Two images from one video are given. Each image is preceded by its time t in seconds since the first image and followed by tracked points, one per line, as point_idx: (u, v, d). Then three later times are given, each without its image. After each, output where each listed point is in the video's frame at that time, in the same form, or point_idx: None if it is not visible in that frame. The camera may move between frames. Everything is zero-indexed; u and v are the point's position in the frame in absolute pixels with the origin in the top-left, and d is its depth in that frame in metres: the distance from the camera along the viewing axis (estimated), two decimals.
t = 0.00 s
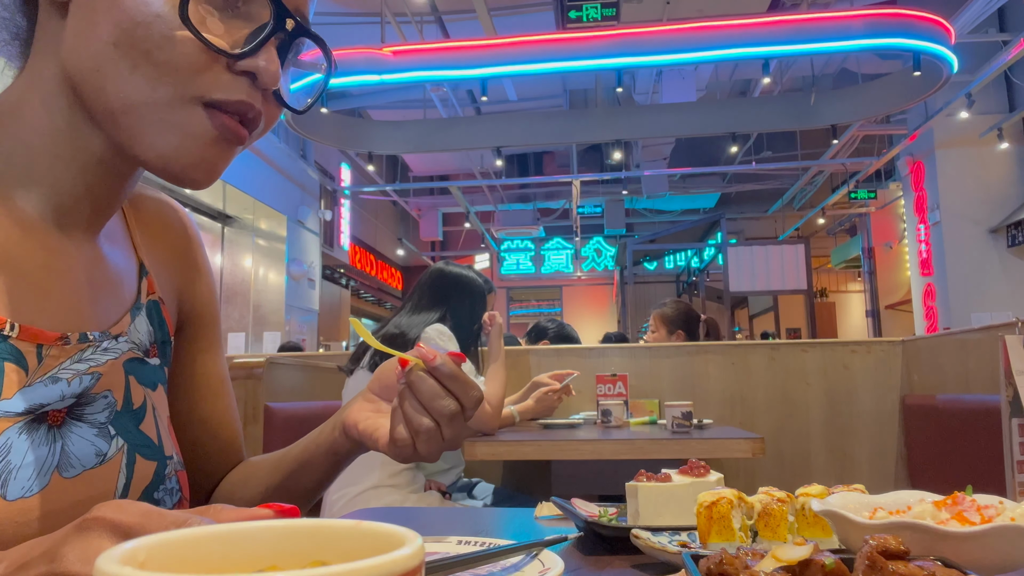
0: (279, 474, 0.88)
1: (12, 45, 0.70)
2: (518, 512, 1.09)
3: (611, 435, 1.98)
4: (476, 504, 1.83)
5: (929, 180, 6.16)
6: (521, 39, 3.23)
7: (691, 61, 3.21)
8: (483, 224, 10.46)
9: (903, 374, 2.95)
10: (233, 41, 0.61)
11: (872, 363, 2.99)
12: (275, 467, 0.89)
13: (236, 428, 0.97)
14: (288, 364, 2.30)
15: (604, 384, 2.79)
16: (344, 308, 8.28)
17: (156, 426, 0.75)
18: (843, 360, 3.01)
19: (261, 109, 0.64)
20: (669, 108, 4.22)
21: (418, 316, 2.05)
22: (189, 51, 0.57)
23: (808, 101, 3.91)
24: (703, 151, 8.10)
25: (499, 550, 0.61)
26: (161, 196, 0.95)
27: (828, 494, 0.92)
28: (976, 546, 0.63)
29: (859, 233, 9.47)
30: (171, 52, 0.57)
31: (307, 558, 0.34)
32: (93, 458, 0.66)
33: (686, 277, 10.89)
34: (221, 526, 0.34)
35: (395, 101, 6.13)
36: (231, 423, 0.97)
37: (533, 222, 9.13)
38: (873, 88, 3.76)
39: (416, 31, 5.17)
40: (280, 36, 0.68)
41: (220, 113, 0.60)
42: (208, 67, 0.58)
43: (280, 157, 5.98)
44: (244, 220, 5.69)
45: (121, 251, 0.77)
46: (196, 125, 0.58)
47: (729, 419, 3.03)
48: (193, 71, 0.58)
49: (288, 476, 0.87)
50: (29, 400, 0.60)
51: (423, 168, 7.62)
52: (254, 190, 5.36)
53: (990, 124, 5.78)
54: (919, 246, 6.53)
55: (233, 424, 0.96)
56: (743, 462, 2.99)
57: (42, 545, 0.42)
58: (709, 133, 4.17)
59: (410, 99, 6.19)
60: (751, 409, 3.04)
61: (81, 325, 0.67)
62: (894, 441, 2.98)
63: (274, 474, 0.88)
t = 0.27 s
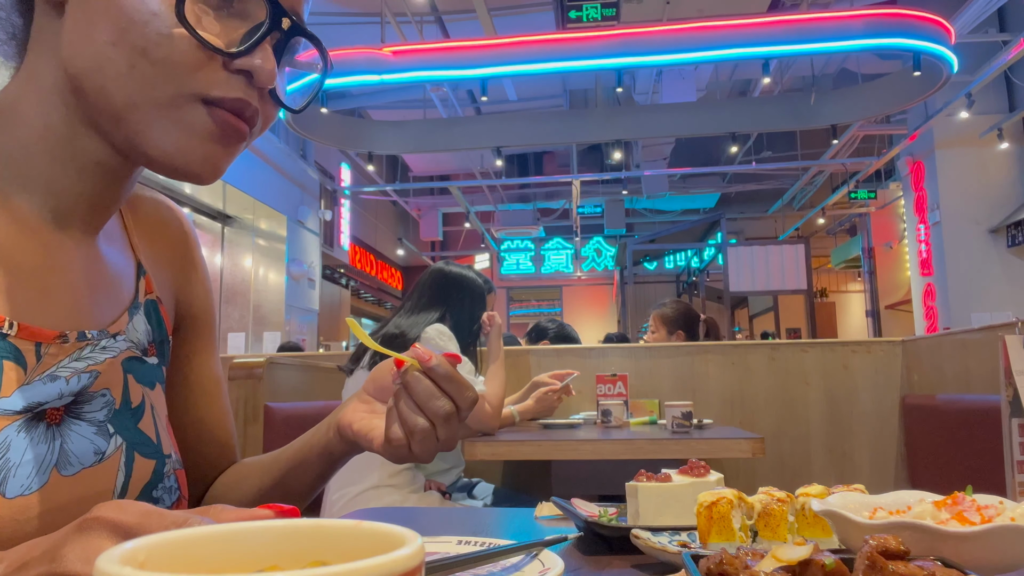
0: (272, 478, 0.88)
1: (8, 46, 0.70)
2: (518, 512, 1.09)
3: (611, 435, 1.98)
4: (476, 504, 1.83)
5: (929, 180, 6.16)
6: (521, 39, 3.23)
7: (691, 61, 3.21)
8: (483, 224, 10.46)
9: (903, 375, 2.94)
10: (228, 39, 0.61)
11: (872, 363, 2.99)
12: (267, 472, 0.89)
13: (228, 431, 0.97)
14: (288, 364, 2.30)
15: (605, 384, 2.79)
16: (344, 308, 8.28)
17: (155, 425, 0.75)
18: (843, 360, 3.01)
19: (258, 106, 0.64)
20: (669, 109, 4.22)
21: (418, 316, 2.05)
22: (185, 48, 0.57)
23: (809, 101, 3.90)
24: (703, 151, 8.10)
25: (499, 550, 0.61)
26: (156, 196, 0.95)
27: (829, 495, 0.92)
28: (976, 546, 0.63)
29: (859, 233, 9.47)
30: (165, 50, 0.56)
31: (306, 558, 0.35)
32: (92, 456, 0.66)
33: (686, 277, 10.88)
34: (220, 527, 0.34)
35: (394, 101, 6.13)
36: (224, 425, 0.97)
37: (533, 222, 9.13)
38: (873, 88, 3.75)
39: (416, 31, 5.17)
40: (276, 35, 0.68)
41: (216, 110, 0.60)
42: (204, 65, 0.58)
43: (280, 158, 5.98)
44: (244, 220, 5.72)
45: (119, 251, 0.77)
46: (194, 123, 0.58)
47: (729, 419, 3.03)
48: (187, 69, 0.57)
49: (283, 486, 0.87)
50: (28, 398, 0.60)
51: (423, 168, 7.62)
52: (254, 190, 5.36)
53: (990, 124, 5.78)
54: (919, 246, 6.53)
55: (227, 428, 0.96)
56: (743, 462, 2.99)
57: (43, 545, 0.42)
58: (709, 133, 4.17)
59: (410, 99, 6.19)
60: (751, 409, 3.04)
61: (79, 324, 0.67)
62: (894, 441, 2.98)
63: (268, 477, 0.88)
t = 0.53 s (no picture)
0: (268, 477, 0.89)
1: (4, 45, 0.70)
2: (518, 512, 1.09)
3: (612, 435, 1.98)
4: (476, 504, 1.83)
5: (929, 180, 6.16)
6: (521, 39, 3.23)
7: (691, 61, 3.21)
8: (483, 224, 10.46)
9: (903, 374, 2.94)
10: (225, 37, 0.60)
11: (873, 363, 2.99)
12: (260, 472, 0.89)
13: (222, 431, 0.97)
14: (287, 364, 2.30)
15: (604, 384, 2.79)
16: (344, 308, 8.28)
17: (153, 424, 0.75)
18: (843, 360, 3.01)
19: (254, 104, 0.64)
20: (669, 108, 4.22)
21: (418, 316, 2.05)
22: (180, 50, 0.57)
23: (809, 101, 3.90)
24: (703, 151, 8.10)
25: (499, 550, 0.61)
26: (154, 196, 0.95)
27: (829, 495, 0.92)
28: (976, 546, 0.63)
29: (859, 233, 9.48)
30: (163, 49, 0.57)
31: (306, 559, 0.35)
32: (91, 455, 0.66)
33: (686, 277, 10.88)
34: (219, 528, 0.34)
35: (394, 101, 6.13)
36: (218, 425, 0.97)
37: (533, 222, 9.13)
38: (873, 88, 3.76)
39: (416, 31, 5.17)
40: (272, 33, 0.67)
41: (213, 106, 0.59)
42: (198, 65, 0.58)
43: (280, 157, 5.98)
44: (244, 220, 5.73)
45: (116, 252, 0.77)
46: (190, 119, 0.58)
47: (729, 418, 3.03)
48: (179, 68, 0.57)
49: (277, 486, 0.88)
50: (28, 396, 0.60)
51: (423, 168, 7.63)
52: (254, 190, 5.36)
53: (991, 124, 5.78)
54: (919, 246, 6.53)
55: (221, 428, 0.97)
56: (743, 462, 2.99)
57: (44, 544, 0.42)
58: (710, 133, 4.16)
59: (410, 99, 6.19)
60: (751, 409, 3.04)
61: (78, 323, 0.67)
62: (895, 441, 2.98)
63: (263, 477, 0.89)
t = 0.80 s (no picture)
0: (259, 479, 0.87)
1: None
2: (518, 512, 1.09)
3: (612, 435, 1.98)
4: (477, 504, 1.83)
5: (929, 180, 6.16)
6: (521, 39, 3.23)
7: (692, 61, 3.20)
8: (483, 224, 10.47)
9: (903, 374, 2.94)
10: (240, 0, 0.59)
11: (872, 363, 2.99)
12: (252, 475, 0.88)
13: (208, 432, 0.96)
14: (288, 364, 2.30)
15: (605, 384, 2.79)
16: (344, 308, 8.29)
17: (157, 422, 0.75)
18: (843, 360, 3.01)
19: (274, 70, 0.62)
20: (669, 108, 4.22)
21: (418, 316, 2.05)
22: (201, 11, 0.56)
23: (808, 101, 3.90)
24: (703, 151, 8.10)
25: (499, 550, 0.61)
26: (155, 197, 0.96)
27: (828, 495, 0.92)
28: (976, 546, 0.63)
29: (859, 233, 9.47)
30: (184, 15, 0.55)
31: (306, 558, 0.34)
32: (94, 454, 0.66)
33: (686, 277, 10.88)
34: (221, 527, 0.34)
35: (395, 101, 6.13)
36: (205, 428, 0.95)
37: (533, 222, 9.13)
38: (873, 88, 3.76)
39: (416, 31, 5.17)
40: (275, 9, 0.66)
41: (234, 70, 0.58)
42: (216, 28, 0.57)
43: (280, 158, 5.98)
44: (244, 220, 5.73)
45: (119, 248, 0.77)
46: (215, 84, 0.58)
47: (729, 418, 3.03)
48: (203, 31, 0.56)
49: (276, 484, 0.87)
50: (34, 394, 0.60)
51: (423, 168, 7.63)
52: (254, 190, 5.36)
53: (990, 124, 5.78)
54: (919, 246, 6.54)
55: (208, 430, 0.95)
56: (743, 462, 2.99)
57: (44, 544, 0.42)
58: (710, 133, 4.16)
59: (410, 100, 6.19)
60: (751, 409, 3.04)
61: (82, 320, 0.67)
62: (894, 441, 2.98)
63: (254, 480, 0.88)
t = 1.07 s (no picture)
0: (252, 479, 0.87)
1: None
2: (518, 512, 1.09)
3: (612, 435, 1.98)
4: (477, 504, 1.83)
5: (929, 180, 6.16)
6: (520, 39, 3.23)
7: (692, 61, 3.20)
8: (483, 224, 10.47)
9: (903, 375, 2.94)
10: None
11: (872, 363, 2.99)
12: (244, 475, 0.87)
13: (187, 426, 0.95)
14: (288, 364, 2.30)
15: (604, 384, 2.79)
16: (343, 308, 8.29)
17: (156, 414, 0.74)
18: (843, 360, 3.01)
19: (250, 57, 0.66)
20: (669, 108, 4.21)
21: (417, 316, 2.05)
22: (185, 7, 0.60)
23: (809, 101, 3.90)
24: (703, 151, 8.11)
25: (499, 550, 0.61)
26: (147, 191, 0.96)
27: (829, 494, 0.92)
28: (977, 547, 0.63)
29: (859, 233, 9.47)
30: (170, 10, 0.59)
31: (307, 558, 0.34)
32: (95, 445, 0.65)
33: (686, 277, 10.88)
34: (223, 527, 0.35)
35: (394, 102, 6.14)
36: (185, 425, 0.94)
37: (533, 222, 9.13)
38: (873, 88, 3.76)
39: (416, 31, 5.18)
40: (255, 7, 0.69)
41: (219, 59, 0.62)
42: (199, 22, 0.61)
43: (280, 158, 5.98)
44: (244, 220, 5.72)
45: (111, 243, 0.77)
46: (205, 73, 0.61)
47: (729, 418, 3.03)
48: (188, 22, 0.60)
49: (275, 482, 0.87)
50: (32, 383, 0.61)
51: (423, 168, 7.63)
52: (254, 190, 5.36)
53: (990, 124, 5.79)
54: (919, 246, 6.53)
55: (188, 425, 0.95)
56: (743, 462, 2.99)
57: (44, 544, 0.42)
58: (710, 133, 4.16)
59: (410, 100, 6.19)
60: (751, 409, 3.04)
61: (77, 312, 0.67)
62: (894, 441, 2.98)
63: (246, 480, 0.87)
